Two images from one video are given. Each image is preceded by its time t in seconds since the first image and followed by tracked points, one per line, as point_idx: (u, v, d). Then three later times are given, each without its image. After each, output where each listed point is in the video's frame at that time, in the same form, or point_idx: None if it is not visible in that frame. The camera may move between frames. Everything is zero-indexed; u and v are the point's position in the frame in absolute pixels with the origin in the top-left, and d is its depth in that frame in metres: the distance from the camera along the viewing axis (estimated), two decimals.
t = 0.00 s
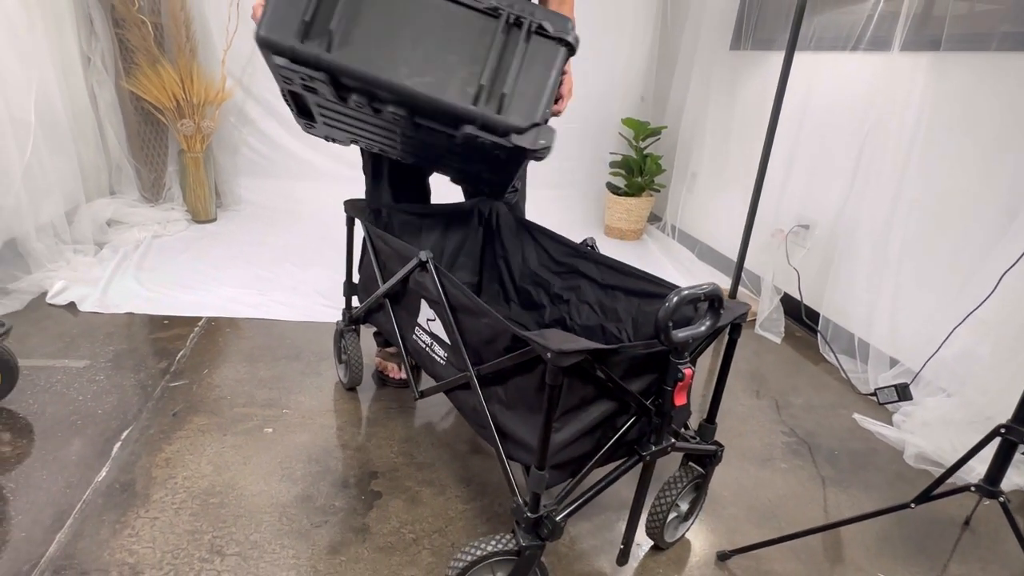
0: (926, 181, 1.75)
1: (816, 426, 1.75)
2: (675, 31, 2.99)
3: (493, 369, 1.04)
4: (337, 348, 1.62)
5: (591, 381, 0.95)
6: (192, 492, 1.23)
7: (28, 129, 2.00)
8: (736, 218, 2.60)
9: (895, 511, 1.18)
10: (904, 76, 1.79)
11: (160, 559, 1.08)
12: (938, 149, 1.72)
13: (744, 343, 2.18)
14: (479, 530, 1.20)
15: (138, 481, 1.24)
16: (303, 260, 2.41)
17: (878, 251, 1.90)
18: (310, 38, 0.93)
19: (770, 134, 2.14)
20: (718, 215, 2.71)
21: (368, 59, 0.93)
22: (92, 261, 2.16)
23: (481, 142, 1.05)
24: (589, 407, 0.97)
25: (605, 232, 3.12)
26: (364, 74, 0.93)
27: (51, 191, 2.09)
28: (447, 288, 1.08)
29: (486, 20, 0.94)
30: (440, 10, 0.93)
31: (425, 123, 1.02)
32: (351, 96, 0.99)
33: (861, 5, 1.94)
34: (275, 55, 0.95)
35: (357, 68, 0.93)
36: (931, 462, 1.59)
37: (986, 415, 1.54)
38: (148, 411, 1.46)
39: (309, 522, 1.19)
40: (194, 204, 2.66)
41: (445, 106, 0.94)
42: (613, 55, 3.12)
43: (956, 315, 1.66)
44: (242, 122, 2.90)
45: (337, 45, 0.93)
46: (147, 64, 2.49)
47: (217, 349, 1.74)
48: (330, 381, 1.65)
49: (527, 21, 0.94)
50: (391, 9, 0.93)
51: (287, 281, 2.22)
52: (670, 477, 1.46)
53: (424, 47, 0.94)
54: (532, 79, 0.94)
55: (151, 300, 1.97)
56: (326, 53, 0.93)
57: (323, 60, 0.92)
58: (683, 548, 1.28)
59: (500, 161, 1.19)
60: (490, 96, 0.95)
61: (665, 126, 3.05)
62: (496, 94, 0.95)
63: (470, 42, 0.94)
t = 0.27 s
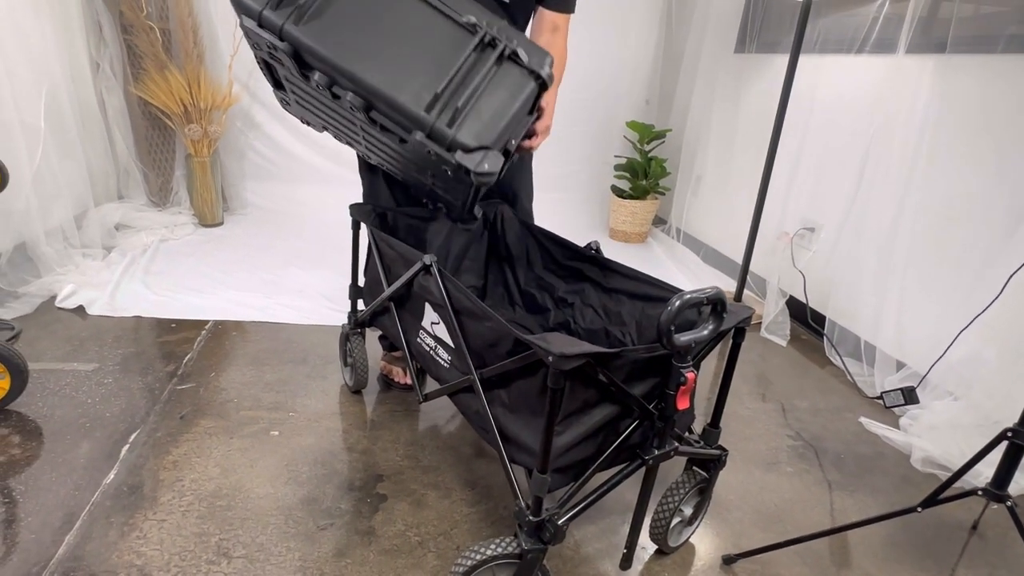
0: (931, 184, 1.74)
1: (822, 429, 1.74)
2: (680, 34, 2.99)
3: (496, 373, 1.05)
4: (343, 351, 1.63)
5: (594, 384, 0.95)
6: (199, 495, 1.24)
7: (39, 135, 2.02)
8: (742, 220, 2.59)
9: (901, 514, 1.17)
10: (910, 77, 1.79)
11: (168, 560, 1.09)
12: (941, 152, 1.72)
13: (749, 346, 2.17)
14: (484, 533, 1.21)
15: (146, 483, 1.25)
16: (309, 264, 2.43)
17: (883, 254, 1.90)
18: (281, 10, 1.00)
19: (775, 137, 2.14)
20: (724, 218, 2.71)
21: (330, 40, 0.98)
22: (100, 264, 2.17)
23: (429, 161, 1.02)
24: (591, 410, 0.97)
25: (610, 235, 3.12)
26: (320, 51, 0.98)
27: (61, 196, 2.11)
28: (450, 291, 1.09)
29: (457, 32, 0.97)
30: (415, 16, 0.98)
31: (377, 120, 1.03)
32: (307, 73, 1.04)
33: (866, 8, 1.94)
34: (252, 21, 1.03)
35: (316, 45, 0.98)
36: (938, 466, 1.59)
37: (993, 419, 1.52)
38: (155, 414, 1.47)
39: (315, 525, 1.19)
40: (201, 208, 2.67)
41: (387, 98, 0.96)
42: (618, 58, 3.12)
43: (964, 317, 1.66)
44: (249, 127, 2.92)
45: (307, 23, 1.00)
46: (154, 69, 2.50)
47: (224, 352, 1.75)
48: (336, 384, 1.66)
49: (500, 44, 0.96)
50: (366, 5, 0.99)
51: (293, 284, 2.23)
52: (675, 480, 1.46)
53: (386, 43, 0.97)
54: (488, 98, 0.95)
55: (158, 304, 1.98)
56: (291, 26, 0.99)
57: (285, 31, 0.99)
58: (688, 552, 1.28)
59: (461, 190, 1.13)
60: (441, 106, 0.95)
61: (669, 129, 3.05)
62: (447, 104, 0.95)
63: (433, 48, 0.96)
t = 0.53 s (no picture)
0: (936, 186, 1.74)
1: (828, 431, 1.74)
2: (683, 35, 2.99)
3: (500, 375, 1.05)
4: (347, 354, 1.63)
5: (597, 386, 0.95)
6: (204, 497, 1.24)
7: (46, 139, 2.03)
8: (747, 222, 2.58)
9: (907, 517, 1.16)
10: (914, 78, 1.78)
11: (174, 562, 1.09)
12: (947, 154, 1.71)
13: (753, 348, 2.17)
14: (488, 535, 1.21)
15: (152, 486, 1.26)
16: (314, 266, 2.43)
17: (888, 255, 1.89)
18: (326, 41, 0.97)
19: (779, 138, 2.14)
20: (728, 220, 2.71)
21: (374, 84, 0.99)
22: (107, 268, 2.19)
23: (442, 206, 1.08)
24: (595, 412, 0.98)
25: (614, 237, 3.12)
26: (363, 94, 0.98)
27: (68, 200, 2.13)
28: (455, 294, 1.09)
29: (495, 100, 1.03)
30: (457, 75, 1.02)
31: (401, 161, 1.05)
32: (340, 105, 1.03)
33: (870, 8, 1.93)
34: (291, 42, 0.99)
35: (361, 88, 0.98)
36: (944, 469, 1.57)
37: (1001, 420, 1.49)
38: (161, 416, 1.48)
39: (320, 527, 1.20)
40: (207, 211, 2.69)
41: (424, 153, 0.99)
42: (622, 60, 3.12)
43: (970, 319, 1.65)
44: (254, 131, 2.93)
45: (353, 61, 0.98)
46: (161, 74, 2.53)
47: (229, 354, 1.76)
48: (341, 386, 1.66)
49: (534, 119, 1.03)
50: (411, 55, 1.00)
51: (298, 287, 2.24)
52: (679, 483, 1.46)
53: (428, 99, 1.00)
54: (514, 164, 1.02)
55: (164, 307, 1.99)
56: (336, 62, 0.98)
57: (330, 65, 0.97)
58: (693, 555, 1.27)
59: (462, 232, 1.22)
60: (471, 167, 1.01)
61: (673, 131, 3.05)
62: (478, 165, 1.01)
63: (472, 112, 1.01)
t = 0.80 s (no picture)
0: (940, 185, 1.73)
1: (832, 433, 1.73)
2: (686, 37, 2.99)
3: (502, 378, 1.05)
4: (350, 357, 1.64)
5: (600, 388, 0.95)
6: (208, 499, 1.25)
7: (51, 143, 2.04)
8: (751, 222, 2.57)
9: (912, 519, 1.16)
10: (918, 78, 1.78)
11: (178, 565, 1.10)
12: (950, 154, 1.71)
13: (757, 349, 2.17)
14: (491, 537, 1.21)
15: (156, 488, 1.26)
16: (317, 269, 2.44)
17: (892, 255, 1.89)
18: (372, 86, 0.99)
19: (782, 138, 2.13)
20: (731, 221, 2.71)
21: (416, 133, 1.04)
22: (112, 271, 2.20)
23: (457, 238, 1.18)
24: (598, 414, 0.97)
25: (617, 239, 3.12)
26: (406, 143, 1.03)
27: (72, 203, 2.13)
28: (458, 296, 1.09)
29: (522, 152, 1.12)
30: (489, 126, 1.09)
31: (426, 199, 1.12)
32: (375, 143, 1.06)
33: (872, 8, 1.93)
34: (335, 81, 0.99)
35: (404, 136, 1.03)
36: (950, 470, 1.57)
37: (1008, 422, 1.48)
38: (165, 419, 1.48)
39: (323, 530, 1.20)
40: (211, 214, 2.70)
41: (456, 199, 1.07)
42: (625, 62, 3.12)
43: (974, 318, 1.64)
44: (257, 134, 2.94)
45: (397, 108, 1.02)
46: (165, 78, 2.54)
47: (233, 357, 1.76)
48: (344, 388, 1.66)
49: (556, 172, 1.13)
50: (451, 105, 1.06)
51: (301, 289, 2.24)
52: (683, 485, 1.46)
53: (465, 149, 1.07)
54: (532, 211, 1.13)
55: (168, 310, 2.00)
56: (382, 109, 1.01)
57: (376, 112, 1.00)
58: (697, 557, 1.27)
59: (466, 256, 1.38)
60: (496, 214, 1.10)
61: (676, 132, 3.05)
62: (501, 213, 1.11)
63: (502, 164, 1.10)
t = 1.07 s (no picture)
0: (943, 184, 1.73)
1: (835, 433, 1.72)
2: (687, 37, 2.99)
3: (504, 380, 1.05)
4: (352, 359, 1.63)
5: (603, 390, 0.95)
6: (211, 502, 1.25)
7: (53, 147, 2.05)
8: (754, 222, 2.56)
9: (917, 519, 1.15)
10: (920, 77, 1.77)
11: (180, 568, 1.10)
12: (952, 152, 1.70)
13: (760, 350, 2.16)
14: (494, 539, 1.21)
15: (159, 491, 1.26)
16: (319, 271, 2.44)
17: (895, 254, 1.88)
18: (382, 115, 1.01)
19: (784, 138, 2.13)
20: (733, 221, 2.71)
21: (422, 162, 1.06)
22: (114, 274, 2.20)
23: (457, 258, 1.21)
24: (601, 416, 0.97)
25: (619, 240, 3.12)
26: (411, 171, 1.06)
27: (75, 207, 2.14)
28: (459, 298, 1.09)
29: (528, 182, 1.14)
30: (496, 155, 1.10)
31: (428, 220, 1.15)
32: (380, 167, 1.08)
33: (873, 8, 1.93)
34: (344, 108, 1.00)
35: (409, 165, 1.05)
36: (954, 470, 1.56)
37: (1010, 421, 1.51)
38: (168, 422, 1.48)
39: (326, 532, 1.20)
40: (213, 216, 2.71)
41: (458, 226, 1.11)
42: (625, 63, 3.12)
43: (979, 317, 1.63)
44: (259, 136, 2.94)
45: (405, 137, 1.04)
46: (166, 81, 2.53)
47: (235, 360, 1.76)
48: (346, 390, 1.66)
49: (557, 203, 1.16)
50: (458, 135, 1.07)
51: (303, 292, 2.25)
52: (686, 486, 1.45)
53: (469, 180, 1.10)
54: (532, 240, 1.17)
55: (171, 313, 2.00)
56: (389, 139, 1.03)
57: (383, 142, 1.02)
58: (700, 558, 1.27)
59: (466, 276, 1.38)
60: (497, 242, 1.14)
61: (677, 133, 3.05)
62: (502, 240, 1.14)
63: (506, 195, 1.12)
